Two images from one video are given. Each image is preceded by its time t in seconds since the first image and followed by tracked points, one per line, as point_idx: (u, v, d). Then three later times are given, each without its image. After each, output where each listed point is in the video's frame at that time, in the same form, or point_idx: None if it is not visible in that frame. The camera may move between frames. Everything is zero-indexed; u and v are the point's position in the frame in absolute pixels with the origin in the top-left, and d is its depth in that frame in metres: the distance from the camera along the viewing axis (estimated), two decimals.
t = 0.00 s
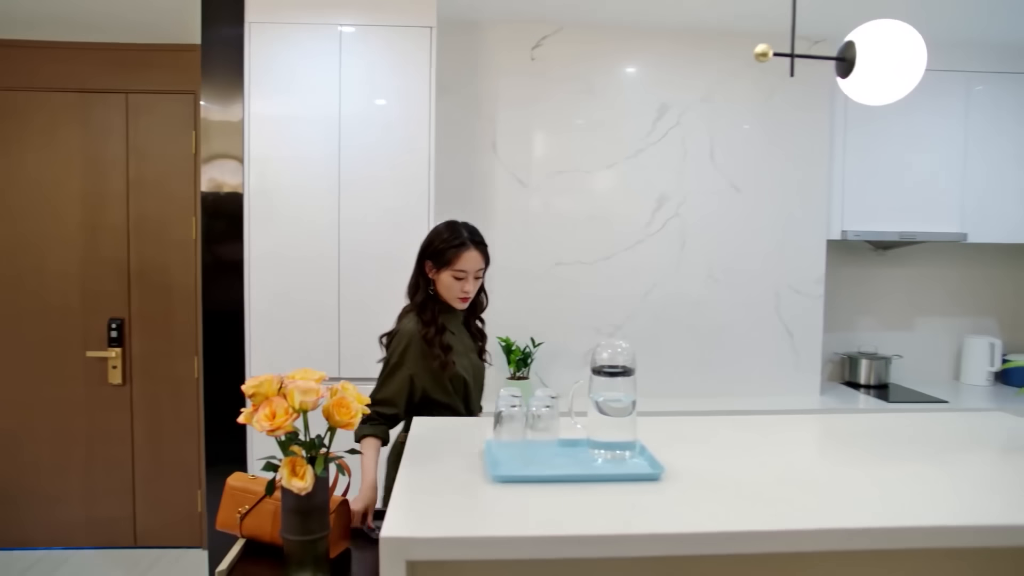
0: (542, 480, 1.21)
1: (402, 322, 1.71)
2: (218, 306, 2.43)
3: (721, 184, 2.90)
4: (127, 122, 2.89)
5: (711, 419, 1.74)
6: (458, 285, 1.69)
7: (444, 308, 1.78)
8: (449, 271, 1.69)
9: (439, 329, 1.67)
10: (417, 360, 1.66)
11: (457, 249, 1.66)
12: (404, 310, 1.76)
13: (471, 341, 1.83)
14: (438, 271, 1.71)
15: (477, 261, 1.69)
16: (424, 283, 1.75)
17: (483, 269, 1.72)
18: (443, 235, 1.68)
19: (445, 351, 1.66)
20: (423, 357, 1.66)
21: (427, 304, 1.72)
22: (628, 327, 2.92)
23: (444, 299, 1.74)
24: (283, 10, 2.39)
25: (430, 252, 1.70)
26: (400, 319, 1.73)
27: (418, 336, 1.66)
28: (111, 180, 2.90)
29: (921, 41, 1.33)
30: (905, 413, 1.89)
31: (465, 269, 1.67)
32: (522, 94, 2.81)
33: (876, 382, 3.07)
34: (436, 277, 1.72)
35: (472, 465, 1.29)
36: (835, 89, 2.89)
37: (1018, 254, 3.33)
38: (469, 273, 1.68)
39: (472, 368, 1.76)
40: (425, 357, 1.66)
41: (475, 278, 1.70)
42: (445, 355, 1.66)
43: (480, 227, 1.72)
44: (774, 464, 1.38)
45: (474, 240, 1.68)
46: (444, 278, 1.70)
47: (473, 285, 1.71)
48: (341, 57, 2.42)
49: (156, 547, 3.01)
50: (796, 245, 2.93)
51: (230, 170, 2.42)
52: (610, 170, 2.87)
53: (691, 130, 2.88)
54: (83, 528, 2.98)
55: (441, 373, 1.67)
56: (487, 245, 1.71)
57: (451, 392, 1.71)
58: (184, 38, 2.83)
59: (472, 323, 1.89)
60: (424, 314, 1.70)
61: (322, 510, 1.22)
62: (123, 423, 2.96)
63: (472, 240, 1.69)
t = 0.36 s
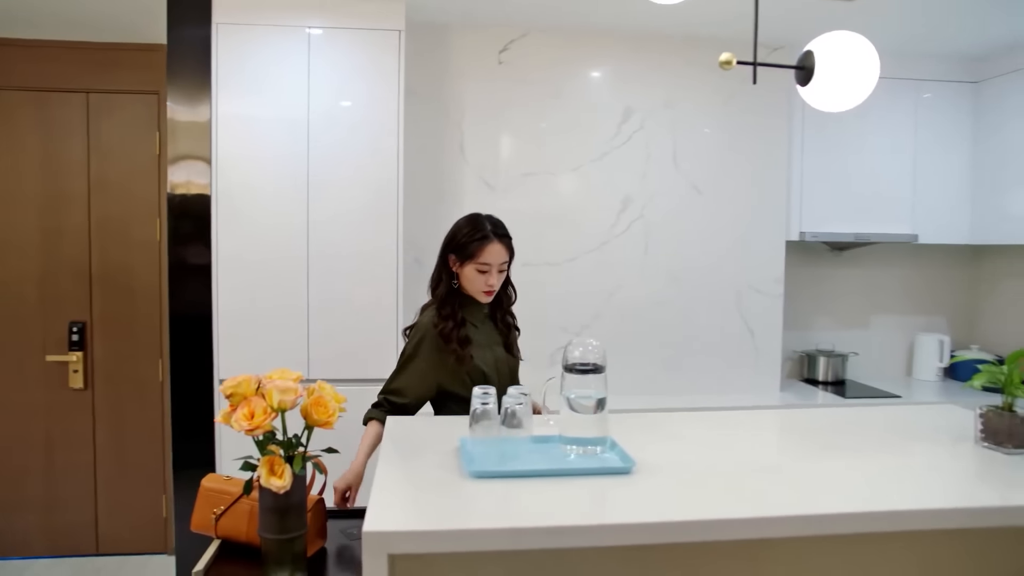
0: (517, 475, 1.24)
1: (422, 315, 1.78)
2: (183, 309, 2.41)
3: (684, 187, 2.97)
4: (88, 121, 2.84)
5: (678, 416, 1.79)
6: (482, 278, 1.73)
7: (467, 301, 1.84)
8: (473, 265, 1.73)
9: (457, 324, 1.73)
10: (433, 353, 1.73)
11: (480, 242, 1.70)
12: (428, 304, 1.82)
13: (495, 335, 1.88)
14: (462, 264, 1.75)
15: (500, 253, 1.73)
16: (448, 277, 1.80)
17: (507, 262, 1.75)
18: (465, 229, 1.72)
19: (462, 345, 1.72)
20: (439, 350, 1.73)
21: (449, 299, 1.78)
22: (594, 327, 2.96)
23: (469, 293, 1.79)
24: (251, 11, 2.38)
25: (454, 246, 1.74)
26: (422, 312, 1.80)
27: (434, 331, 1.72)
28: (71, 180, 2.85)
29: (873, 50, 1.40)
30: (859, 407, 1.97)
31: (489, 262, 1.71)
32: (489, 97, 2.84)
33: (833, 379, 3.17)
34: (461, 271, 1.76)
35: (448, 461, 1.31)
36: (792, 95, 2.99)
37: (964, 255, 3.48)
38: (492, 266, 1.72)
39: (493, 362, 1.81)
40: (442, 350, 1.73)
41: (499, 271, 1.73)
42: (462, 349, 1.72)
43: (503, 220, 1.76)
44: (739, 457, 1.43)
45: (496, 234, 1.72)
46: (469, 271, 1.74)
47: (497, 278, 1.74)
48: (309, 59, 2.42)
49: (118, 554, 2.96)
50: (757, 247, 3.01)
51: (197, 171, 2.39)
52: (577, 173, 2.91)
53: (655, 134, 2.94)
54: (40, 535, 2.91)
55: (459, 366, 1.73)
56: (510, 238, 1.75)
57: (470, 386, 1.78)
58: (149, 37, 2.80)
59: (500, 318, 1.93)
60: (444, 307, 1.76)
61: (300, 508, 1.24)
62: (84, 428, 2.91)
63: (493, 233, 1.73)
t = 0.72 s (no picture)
0: (495, 473, 1.27)
1: (437, 313, 1.88)
2: (153, 313, 2.39)
3: (652, 192, 3.03)
4: (53, 123, 2.80)
5: (650, 416, 1.83)
6: (494, 285, 1.74)
7: (481, 305, 1.87)
8: (485, 270, 1.74)
9: (462, 326, 1.82)
10: (437, 351, 1.82)
11: (493, 248, 1.72)
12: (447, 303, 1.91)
13: (512, 340, 1.90)
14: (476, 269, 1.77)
15: (513, 261, 1.73)
16: (464, 280, 1.84)
17: (520, 270, 1.76)
18: (480, 235, 1.74)
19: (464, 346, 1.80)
20: (443, 349, 1.82)
21: (462, 301, 1.84)
22: (565, 330, 3.00)
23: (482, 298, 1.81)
24: (223, 15, 2.37)
25: (469, 251, 1.78)
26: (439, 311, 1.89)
27: (440, 331, 1.82)
28: (35, 182, 2.80)
29: (834, 61, 1.46)
30: (821, 406, 2.04)
31: (500, 269, 1.72)
32: (460, 103, 2.87)
33: (796, 379, 3.26)
34: (475, 275, 1.78)
35: (427, 461, 1.34)
36: (756, 103, 3.07)
37: (920, 259, 3.60)
38: (503, 273, 1.73)
39: (500, 368, 1.86)
40: (445, 349, 1.81)
41: (511, 278, 1.74)
42: (464, 350, 1.80)
43: (520, 228, 1.76)
44: (709, 455, 1.47)
45: (510, 241, 1.73)
46: (482, 276, 1.76)
47: (509, 285, 1.74)
48: (282, 63, 2.42)
49: (83, 563, 2.91)
50: (722, 250, 3.09)
51: (168, 175, 2.37)
52: (547, 178, 2.95)
53: (624, 140, 3.00)
54: (1, 546, 2.85)
55: (459, 366, 1.81)
56: (525, 248, 1.75)
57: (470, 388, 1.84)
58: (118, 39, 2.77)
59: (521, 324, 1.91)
60: (455, 309, 1.84)
61: (281, 510, 1.25)
62: (48, 434, 2.86)
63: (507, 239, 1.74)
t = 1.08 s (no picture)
0: (475, 473, 1.30)
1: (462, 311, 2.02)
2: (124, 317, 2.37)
3: (623, 196, 3.08)
4: (19, 125, 2.75)
5: (624, 416, 1.87)
6: (507, 280, 1.81)
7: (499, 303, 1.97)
8: (500, 267, 1.82)
9: (476, 322, 1.94)
10: (453, 345, 1.96)
11: (505, 245, 1.81)
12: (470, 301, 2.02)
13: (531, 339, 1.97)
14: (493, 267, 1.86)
15: (525, 257, 1.80)
16: (483, 279, 1.95)
17: (534, 266, 1.82)
18: (496, 234, 1.86)
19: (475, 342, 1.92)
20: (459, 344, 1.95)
21: (480, 299, 1.96)
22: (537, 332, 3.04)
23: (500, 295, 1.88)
24: (196, 18, 2.36)
25: (487, 250, 1.89)
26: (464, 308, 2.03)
27: (456, 326, 1.96)
28: None
29: (800, 72, 1.52)
30: (790, 404, 2.11)
31: (512, 264, 1.80)
32: (434, 108, 2.89)
33: (763, 379, 3.34)
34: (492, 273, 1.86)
35: (409, 462, 1.36)
36: (723, 110, 3.14)
37: (881, 261, 3.72)
38: (515, 269, 1.80)
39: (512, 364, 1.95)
40: (460, 344, 1.95)
41: (524, 273, 1.80)
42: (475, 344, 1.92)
43: (534, 227, 1.85)
44: (682, 453, 1.52)
45: (522, 238, 1.83)
46: (497, 274, 1.84)
47: (523, 281, 1.81)
48: (254, 66, 2.42)
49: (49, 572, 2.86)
50: (690, 254, 3.15)
51: (140, 180, 2.37)
52: (520, 182, 2.99)
53: (595, 145, 3.05)
54: None
55: (470, 360, 1.94)
56: (537, 245, 1.84)
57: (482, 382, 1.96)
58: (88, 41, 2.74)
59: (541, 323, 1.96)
60: (473, 306, 1.96)
61: (264, 511, 1.26)
62: (13, 441, 2.80)
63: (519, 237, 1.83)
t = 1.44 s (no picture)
0: (458, 473, 1.33)
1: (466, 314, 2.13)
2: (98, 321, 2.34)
3: (597, 201, 3.13)
4: None
5: (600, 417, 1.91)
6: (507, 281, 1.92)
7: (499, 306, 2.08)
8: (499, 268, 1.93)
9: (478, 323, 2.05)
10: (455, 345, 2.06)
11: (504, 247, 1.93)
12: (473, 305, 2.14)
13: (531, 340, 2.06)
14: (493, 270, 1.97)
15: (524, 258, 1.91)
16: (484, 282, 2.06)
17: (532, 268, 1.93)
18: (496, 238, 1.98)
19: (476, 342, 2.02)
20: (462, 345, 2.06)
21: (482, 301, 2.07)
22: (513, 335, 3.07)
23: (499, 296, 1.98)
24: (171, 22, 2.36)
25: (487, 254, 2.00)
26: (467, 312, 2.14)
27: (459, 328, 2.07)
28: None
29: (770, 82, 1.57)
30: (761, 403, 2.17)
31: (511, 265, 1.90)
32: (410, 112, 2.91)
33: (734, 380, 3.40)
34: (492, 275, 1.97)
35: (394, 463, 1.38)
36: (693, 117, 3.21)
37: (846, 265, 3.82)
38: (514, 270, 1.90)
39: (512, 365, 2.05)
40: (462, 344, 2.05)
41: (522, 274, 1.91)
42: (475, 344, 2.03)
43: (531, 231, 1.98)
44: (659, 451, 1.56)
45: (520, 241, 1.94)
46: (497, 276, 1.94)
47: (522, 281, 1.91)
48: (229, 70, 2.42)
49: None
50: (662, 258, 3.21)
51: (114, 185, 2.35)
52: (495, 187, 3.02)
53: (569, 151, 3.09)
54: None
55: (471, 360, 2.04)
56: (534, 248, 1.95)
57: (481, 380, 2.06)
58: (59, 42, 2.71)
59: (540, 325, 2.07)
60: (475, 308, 2.07)
61: (248, 513, 1.26)
62: None
63: (517, 241, 1.95)
